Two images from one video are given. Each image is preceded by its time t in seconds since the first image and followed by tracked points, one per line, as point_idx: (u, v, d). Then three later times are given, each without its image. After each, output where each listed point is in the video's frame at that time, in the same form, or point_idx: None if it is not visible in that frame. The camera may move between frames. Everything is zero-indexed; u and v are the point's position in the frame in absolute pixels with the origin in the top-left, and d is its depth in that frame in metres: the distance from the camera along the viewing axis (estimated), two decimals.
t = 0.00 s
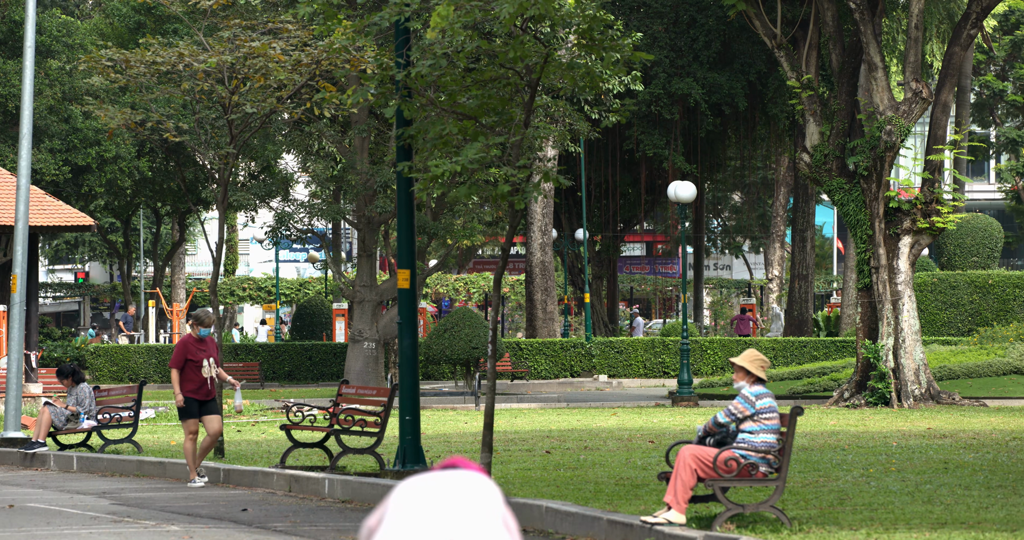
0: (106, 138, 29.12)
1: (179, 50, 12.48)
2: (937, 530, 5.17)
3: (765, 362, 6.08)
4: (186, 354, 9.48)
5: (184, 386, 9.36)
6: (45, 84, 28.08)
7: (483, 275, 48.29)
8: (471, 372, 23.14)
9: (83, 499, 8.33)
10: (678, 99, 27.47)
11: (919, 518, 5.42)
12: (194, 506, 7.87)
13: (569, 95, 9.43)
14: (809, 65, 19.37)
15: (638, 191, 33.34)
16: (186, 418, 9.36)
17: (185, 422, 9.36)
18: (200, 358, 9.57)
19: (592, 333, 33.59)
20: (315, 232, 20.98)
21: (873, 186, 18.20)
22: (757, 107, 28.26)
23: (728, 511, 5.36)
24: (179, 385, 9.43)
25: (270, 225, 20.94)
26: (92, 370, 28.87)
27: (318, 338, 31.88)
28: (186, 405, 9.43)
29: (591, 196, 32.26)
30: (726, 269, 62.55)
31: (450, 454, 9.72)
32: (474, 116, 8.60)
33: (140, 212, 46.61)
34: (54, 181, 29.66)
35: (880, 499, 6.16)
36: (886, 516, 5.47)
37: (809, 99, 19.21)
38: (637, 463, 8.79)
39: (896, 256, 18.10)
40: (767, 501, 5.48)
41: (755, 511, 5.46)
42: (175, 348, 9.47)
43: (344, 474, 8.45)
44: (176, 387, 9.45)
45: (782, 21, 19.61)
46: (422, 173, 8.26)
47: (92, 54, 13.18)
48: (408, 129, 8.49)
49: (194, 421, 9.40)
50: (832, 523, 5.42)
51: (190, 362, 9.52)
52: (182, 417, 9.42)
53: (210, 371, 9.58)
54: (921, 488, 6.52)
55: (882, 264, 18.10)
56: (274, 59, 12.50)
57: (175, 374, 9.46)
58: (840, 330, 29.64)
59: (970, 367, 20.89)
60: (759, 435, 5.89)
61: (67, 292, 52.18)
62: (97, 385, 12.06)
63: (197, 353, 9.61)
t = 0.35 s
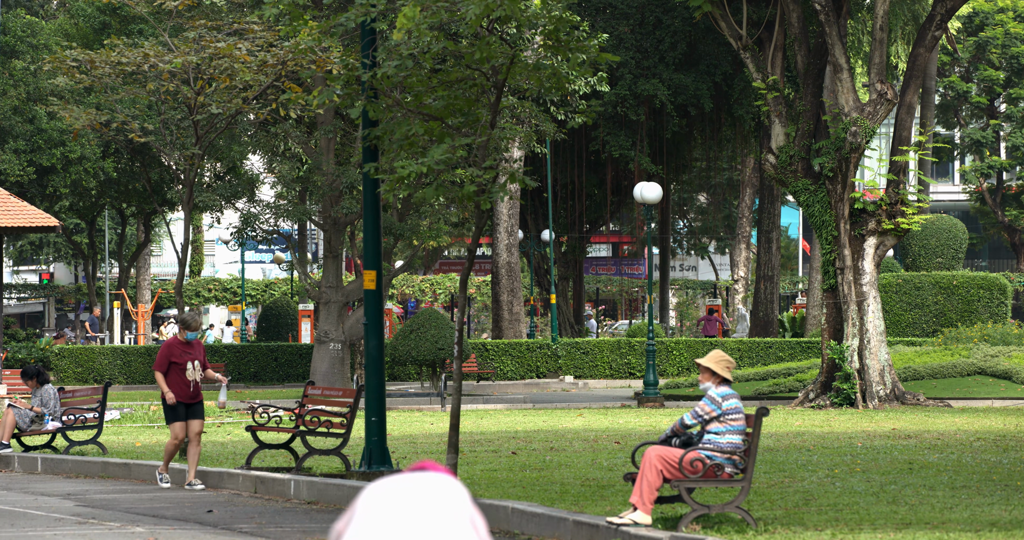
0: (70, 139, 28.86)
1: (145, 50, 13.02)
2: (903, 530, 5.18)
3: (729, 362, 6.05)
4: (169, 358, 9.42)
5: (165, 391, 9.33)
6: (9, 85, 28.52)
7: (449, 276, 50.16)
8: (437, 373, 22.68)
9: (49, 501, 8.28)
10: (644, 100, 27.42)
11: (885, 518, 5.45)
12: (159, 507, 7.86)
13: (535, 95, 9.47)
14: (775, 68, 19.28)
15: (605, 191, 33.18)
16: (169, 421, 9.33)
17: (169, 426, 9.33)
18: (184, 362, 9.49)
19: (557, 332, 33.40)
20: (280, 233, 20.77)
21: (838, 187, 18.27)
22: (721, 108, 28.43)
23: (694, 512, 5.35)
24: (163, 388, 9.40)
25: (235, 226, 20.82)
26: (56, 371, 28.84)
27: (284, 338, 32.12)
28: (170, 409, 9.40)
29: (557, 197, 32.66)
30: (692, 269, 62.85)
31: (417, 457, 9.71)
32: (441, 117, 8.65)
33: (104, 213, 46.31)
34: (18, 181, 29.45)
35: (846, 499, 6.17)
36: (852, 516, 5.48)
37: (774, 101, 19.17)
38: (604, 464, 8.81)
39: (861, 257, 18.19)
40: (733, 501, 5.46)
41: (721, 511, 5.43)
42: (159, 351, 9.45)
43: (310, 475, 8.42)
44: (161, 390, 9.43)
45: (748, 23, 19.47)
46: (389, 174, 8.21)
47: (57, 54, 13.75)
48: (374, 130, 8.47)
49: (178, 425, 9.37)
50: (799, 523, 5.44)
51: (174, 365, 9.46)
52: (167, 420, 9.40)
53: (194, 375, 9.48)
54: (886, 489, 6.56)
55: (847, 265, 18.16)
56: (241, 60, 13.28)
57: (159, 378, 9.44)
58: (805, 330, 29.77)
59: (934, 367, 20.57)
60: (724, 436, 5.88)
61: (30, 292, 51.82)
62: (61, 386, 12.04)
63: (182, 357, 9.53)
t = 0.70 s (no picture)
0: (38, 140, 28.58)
1: (115, 50, 12.91)
2: (871, 531, 5.19)
3: (700, 363, 6.05)
4: (150, 361, 9.40)
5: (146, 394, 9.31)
6: None
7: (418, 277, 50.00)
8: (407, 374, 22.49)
9: (16, 503, 8.27)
10: (613, 101, 27.30)
11: (853, 518, 5.46)
12: (128, 509, 7.85)
13: (505, 98, 9.35)
14: (744, 68, 19.54)
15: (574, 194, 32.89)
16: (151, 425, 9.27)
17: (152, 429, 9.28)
18: (166, 366, 9.44)
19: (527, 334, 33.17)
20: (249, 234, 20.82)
21: (807, 188, 18.30)
22: (688, 110, 28.24)
23: (662, 512, 5.33)
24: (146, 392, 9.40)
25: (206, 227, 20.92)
26: (23, 373, 28.65)
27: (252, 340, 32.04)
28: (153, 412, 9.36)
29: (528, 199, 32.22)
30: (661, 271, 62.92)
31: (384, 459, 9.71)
32: (410, 118, 8.59)
33: (71, 214, 45.84)
34: None
35: (814, 500, 6.18)
36: (820, 517, 5.49)
37: (744, 101, 19.25)
38: (574, 465, 8.81)
39: (829, 258, 18.19)
40: (702, 502, 5.45)
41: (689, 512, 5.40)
42: (142, 354, 9.45)
43: (279, 476, 8.42)
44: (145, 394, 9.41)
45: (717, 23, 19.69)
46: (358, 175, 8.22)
47: (24, 56, 13.43)
48: (343, 131, 8.48)
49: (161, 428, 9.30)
50: (767, 524, 5.43)
51: (156, 369, 9.43)
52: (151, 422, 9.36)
53: (176, 379, 9.41)
54: (855, 489, 6.58)
55: (816, 266, 18.20)
56: (210, 60, 13.05)
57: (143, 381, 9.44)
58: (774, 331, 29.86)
59: (902, 368, 20.50)
60: (693, 437, 5.89)
61: None
62: (29, 388, 12.05)
63: (165, 361, 9.49)
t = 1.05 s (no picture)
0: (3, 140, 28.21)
1: (80, 51, 12.49)
2: (837, 532, 5.19)
3: (667, 364, 6.04)
4: (128, 364, 9.42)
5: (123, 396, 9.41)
6: None
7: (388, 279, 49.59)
8: (375, 376, 22.51)
9: None
10: (581, 102, 27.26)
11: (819, 519, 5.47)
12: (94, 510, 7.85)
13: (472, 98, 9.42)
14: (712, 69, 19.26)
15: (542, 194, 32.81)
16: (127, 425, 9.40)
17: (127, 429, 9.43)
18: (144, 369, 9.46)
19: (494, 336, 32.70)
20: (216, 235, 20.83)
21: (774, 189, 18.28)
22: (656, 111, 28.26)
23: (629, 514, 5.33)
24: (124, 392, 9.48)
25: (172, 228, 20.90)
26: None
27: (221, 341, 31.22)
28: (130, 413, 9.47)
29: (495, 200, 32.14)
30: (629, 272, 62.96)
31: (355, 464, 9.68)
32: (377, 119, 8.63)
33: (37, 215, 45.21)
34: None
35: (781, 501, 6.19)
36: (787, 518, 5.50)
37: (711, 103, 19.06)
38: (541, 466, 8.84)
39: (797, 260, 18.23)
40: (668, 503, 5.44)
41: (656, 514, 5.38)
42: (122, 355, 9.46)
43: (247, 478, 8.40)
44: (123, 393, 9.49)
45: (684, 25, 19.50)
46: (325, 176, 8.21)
47: None
48: (310, 132, 8.46)
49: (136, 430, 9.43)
50: (734, 525, 5.44)
51: (135, 371, 9.47)
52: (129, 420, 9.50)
53: (153, 384, 9.44)
54: (823, 490, 6.58)
55: (783, 268, 18.23)
56: (177, 61, 12.90)
57: (123, 381, 9.51)
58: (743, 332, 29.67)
59: (869, 369, 20.46)
60: (661, 438, 5.88)
61: None
62: None
63: (144, 363, 9.49)
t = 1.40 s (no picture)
0: None
1: (46, 52, 12.53)
2: (804, 533, 5.20)
3: (635, 365, 6.02)
4: (109, 368, 9.44)
5: (98, 398, 9.44)
6: None
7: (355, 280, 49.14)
8: (342, 376, 22.61)
9: None
10: (548, 103, 27.01)
11: (787, 520, 5.48)
12: (60, 512, 7.83)
13: (440, 100, 9.36)
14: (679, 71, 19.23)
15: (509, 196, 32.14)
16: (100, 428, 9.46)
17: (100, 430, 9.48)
18: (124, 376, 9.49)
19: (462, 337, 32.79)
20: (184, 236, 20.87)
21: (742, 191, 18.30)
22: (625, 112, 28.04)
23: (598, 514, 5.33)
24: (101, 394, 9.52)
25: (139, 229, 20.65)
26: None
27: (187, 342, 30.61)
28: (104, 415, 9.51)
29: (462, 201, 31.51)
30: (596, 273, 62.37)
31: (324, 467, 9.68)
32: (345, 121, 8.62)
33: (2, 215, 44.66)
34: None
35: (748, 502, 6.20)
36: (754, 519, 5.51)
37: (678, 105, 19.05)
38: (509, 467, 8.85)
39: (765, 261, 18.23)
40: (636, 504, 5.44)
41: (625, 514, 5.40)
42: (104, 358, 9.50)
43: (215, 479, 8.38)
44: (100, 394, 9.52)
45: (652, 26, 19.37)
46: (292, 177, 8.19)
47: None
48: (278, 133, 8.48)
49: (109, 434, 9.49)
50: (702, 526, 5.47)
51: (116, 376, 9.48)
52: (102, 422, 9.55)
53: (130, 391, 9.46)
54: (788, 491, 6.60)
55: (751, 269, 18.19)
56: (143, 62, 12.74)
57: (102, 383, 9.53)
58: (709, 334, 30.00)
59: (836, 370, 20.47)
60: (629, 439, 5.89)
61: None
62: None
63: (125, 370, 9.51)
